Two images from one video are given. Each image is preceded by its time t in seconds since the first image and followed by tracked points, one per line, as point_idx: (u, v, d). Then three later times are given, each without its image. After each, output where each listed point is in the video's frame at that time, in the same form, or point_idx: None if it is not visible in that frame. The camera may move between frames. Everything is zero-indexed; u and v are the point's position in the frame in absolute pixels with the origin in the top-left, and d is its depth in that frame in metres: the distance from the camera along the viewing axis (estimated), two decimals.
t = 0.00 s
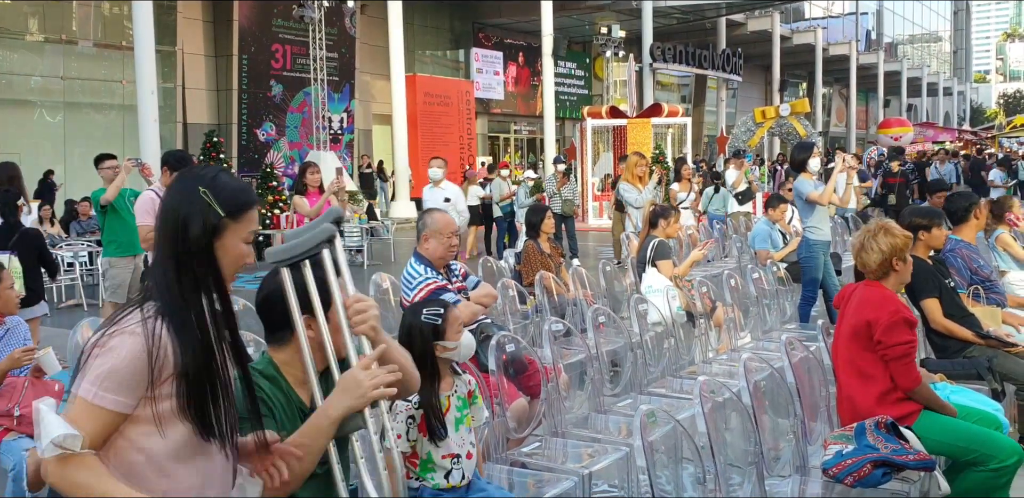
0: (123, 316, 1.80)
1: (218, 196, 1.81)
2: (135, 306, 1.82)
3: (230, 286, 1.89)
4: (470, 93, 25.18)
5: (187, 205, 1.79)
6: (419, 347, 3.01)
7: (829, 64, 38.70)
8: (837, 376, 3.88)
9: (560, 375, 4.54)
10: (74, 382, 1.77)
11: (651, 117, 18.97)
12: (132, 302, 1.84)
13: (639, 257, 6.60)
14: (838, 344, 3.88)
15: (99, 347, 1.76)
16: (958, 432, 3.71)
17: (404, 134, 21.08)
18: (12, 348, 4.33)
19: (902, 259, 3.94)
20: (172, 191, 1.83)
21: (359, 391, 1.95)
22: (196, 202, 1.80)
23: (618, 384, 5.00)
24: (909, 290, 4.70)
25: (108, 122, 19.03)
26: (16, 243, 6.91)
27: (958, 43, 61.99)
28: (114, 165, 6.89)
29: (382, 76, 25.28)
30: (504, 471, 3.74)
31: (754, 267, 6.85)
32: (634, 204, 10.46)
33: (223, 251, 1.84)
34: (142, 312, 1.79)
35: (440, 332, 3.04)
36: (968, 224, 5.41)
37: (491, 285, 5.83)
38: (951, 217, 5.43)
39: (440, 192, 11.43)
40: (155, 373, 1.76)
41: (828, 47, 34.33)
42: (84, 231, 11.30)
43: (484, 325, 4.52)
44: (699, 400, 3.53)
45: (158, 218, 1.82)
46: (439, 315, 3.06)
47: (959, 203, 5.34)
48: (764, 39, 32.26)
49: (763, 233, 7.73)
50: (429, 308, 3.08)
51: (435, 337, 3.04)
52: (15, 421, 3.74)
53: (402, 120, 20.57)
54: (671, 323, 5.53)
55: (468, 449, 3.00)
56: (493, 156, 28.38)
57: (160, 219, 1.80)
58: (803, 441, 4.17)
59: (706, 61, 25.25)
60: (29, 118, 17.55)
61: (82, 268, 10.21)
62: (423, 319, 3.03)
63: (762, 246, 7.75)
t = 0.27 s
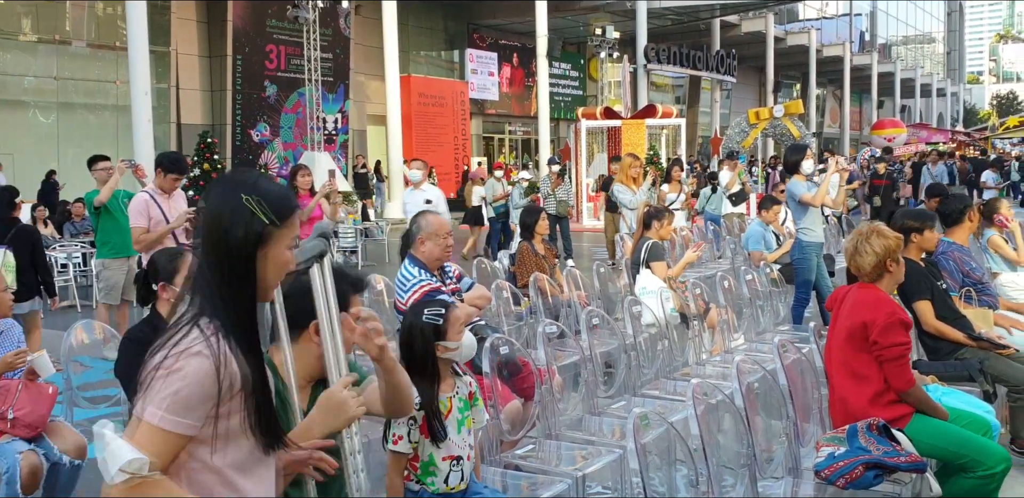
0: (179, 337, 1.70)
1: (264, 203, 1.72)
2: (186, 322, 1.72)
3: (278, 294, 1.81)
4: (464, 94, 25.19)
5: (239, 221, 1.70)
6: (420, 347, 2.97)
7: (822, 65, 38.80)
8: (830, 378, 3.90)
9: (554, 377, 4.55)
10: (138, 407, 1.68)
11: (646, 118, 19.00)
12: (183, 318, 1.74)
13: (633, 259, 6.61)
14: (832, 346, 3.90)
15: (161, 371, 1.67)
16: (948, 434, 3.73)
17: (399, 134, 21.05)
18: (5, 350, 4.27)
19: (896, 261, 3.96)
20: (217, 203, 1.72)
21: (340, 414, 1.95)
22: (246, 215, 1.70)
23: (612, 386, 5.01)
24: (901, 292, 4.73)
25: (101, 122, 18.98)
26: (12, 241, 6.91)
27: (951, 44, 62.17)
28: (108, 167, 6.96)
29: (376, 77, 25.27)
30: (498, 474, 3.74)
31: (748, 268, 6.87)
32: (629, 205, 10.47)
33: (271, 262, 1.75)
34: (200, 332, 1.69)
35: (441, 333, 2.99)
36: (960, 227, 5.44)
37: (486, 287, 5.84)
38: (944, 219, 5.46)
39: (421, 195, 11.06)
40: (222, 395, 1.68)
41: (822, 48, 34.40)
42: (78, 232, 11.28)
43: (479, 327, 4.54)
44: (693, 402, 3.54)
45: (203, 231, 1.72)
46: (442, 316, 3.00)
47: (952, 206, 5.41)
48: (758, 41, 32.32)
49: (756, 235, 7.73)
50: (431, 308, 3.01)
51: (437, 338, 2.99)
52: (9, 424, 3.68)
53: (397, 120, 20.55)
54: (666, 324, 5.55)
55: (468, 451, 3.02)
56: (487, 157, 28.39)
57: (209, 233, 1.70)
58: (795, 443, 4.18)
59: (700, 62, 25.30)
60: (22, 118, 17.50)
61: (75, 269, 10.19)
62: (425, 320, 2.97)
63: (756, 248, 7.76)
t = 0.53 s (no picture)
0: (286, 352, 1.79)
1: (370, 207, 1.84)
2: (292, 331, 1.82)
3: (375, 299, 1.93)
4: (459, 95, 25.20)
5: (341, 236, 1.78)
6: (421, 348, 2.96)
7: (817, 65, 38.92)
8: (825, 379, 3.90)
9: (549, 379, 4.56)
10: (255, 425, 1.77)
11: (640, 119, 19.03)
12: (285, 331, 1.83)
13: (628, 260, 6.62)
14: (828, 348, 3.89)
15: (277, 389, 1.76)
16: (941, 437, 3.75)
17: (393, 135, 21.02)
18: None
19: (891, 263, 3.98)
20: (308, 221, 1.79)
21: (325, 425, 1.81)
22: (349, 229, 1.79)
23: (608, 387, 5.02)
24: (896, 293, 4.74)
25: (95, 123, 18.94)
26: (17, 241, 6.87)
27: (945, 43, 62.37)
28: (102, 169, 6.93)
29: (371, 77, 25.26)
30: (494, 476, 3.75)
31: (742, 269, 6.89)
32: (624, 206, 10.49)
33: (376, 270, 1.86)
34: (309, 344, 1.79)
35: (442, 335, 2.96)
36: (953, 228, 5.47)
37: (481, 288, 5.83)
38: (938, 219, 5.48)
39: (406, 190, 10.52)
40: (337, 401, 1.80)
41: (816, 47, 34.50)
42: (72, 233, 11.27)
43: (474, 329, 4.55)
44: (687, 403, 3.55)
45: (305, 247, 1.79)
46: (444, 317, 2.97)
47: (944, 206, 5.44)
48: (753, 41, 32.40)
49: (751, 235, 7.76)
50: (432, 310, 2.98)
51: (438, 340, 2.98)
52: (3, 427, 3.67)
53: (392, 121, 20.54)
54: (661, 326, 5.56)
55: (467, 454, 3.03)
56: (482, 157, 28.39)
57: (314, 248, 1.78)
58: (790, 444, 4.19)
59: (694, 62, 25.35)
60: (17, 119, 17.46)
61: (70, 271, 10.17)
62: (427, 322, 2.94)
63: (751, 248, 7.78)
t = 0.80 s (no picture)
0: (404, 353, 1.78)
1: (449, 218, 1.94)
2: (399, 336, 1.81)
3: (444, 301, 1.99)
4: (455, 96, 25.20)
5: (437, 243, 1.85)
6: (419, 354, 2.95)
7: (811, 66, 39.05)
8: (820, 382, 3.91)
9: (546, 382, 4.57)
10: (404, 431, 1.74)
11: (636, 120, 19.07)
12: (385, 338, 1.82)
13: (624, 263, 6.64)
14: (822, 350, 3.92)
15: (409, 392, 1.75)
16: (935, 440, 3.76)
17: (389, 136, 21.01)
18: None
19: (885, 266, 3.99)
20: (399, 233, 1.83)
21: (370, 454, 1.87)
22: (443, 238, 1.88)
23: (604, 390, 5.04)
24: (891, 295, 4.76)
25: (89, 125, 18.89)
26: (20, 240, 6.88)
27: (940, 45, 62.53)
28: (97, 170, 6.88)
29: (366, 79, 25.27)
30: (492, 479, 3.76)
31: (737, 272, 6.91)
32: (620, 208, 10.51)
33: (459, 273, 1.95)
34: (426, 346, 1.80)
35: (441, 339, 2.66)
36: (948, 230, 5.48)
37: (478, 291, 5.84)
38: (933, 221, 5.49)
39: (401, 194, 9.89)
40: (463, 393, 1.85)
41: (811, 49, 34.58)
42: (67, 235, 11.26)
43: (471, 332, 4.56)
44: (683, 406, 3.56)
45: (404, 255, 1.83)
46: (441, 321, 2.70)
47: (937, 208, 5.47)
48: (748, 43, 32.47)
49: (746, 237, 7.80)
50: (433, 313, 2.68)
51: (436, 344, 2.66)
52: None
53: (388, 122, 20.53)
54: (657, 328, 5.58)
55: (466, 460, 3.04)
56: (478, 159, 28.39)
57: (415, 255, 1.83)
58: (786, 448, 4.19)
59: (690, 64, 25.39)
60: (13, 120, 17.43)
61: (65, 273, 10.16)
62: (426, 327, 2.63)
63: (746, 250, 7.82)
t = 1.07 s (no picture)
0: (483, 351, 1.83)
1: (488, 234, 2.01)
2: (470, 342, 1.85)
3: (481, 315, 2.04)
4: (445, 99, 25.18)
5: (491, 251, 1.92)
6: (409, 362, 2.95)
7: (801, 70, 39.24)
8: (810, 388, 3.92)
9: (537, 387, 4.56)
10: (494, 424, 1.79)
11: (626, 124, 19.10)
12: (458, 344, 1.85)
13: (614, 267, 6.65)
14: (811, 355, 3.93)
15: (498, 389, 1.80)
16: (924, 445, 3.78)
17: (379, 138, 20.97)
18: None
19: (873, 272, 4.01)
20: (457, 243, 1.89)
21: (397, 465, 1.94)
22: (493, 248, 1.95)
23: (594, 394, 5.04)
24: (880, 300, 4.79)
25: (77, 127, 18.78)
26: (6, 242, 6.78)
27: (928, 49, 62.91)
28: (86, 175, 6.85)
29: (357, 82, 25.24)
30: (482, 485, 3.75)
31: (727, 276, 6.93)
32: (610, 212, 10.52)
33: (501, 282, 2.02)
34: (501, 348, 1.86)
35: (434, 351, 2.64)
36: (935, 235, 5.51)
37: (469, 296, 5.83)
38: (921, 226, 5.52)
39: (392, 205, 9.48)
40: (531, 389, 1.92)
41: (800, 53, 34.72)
42: (55, 239, 11.20)
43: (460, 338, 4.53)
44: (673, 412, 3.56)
45: (467, 266, 1.89)
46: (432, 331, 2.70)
47: (924, 214, 5.49)
48: (738, 47, 32.59)
49: (736, 242, 7.82)
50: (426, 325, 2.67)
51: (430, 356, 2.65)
52: None
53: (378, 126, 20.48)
54: (647, 333, 5.59)
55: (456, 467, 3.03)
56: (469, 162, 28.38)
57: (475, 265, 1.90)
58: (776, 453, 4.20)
59: (680, 68, 25.45)
60: None
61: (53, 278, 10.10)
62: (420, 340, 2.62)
63: (736, 255, 7.84)
